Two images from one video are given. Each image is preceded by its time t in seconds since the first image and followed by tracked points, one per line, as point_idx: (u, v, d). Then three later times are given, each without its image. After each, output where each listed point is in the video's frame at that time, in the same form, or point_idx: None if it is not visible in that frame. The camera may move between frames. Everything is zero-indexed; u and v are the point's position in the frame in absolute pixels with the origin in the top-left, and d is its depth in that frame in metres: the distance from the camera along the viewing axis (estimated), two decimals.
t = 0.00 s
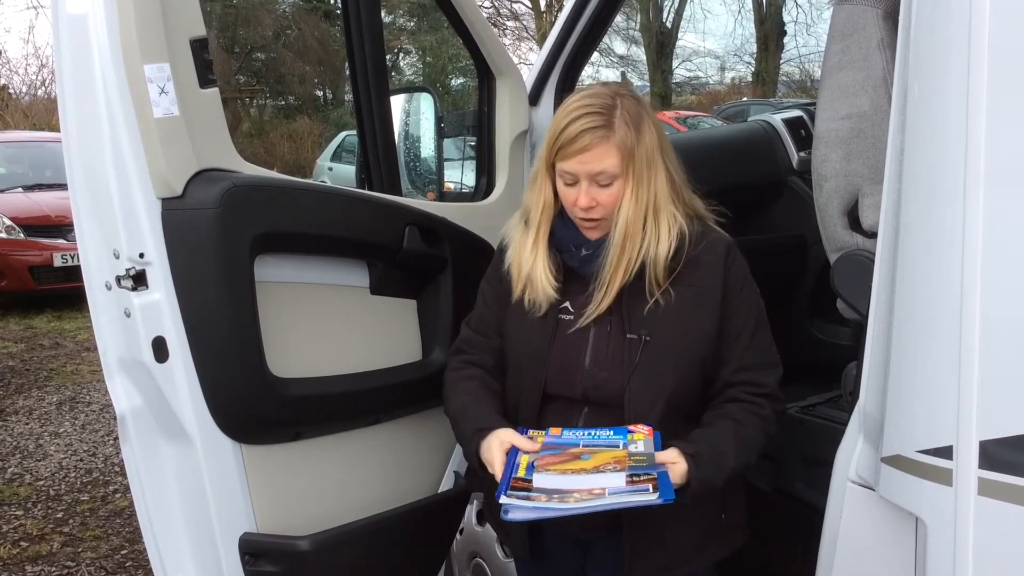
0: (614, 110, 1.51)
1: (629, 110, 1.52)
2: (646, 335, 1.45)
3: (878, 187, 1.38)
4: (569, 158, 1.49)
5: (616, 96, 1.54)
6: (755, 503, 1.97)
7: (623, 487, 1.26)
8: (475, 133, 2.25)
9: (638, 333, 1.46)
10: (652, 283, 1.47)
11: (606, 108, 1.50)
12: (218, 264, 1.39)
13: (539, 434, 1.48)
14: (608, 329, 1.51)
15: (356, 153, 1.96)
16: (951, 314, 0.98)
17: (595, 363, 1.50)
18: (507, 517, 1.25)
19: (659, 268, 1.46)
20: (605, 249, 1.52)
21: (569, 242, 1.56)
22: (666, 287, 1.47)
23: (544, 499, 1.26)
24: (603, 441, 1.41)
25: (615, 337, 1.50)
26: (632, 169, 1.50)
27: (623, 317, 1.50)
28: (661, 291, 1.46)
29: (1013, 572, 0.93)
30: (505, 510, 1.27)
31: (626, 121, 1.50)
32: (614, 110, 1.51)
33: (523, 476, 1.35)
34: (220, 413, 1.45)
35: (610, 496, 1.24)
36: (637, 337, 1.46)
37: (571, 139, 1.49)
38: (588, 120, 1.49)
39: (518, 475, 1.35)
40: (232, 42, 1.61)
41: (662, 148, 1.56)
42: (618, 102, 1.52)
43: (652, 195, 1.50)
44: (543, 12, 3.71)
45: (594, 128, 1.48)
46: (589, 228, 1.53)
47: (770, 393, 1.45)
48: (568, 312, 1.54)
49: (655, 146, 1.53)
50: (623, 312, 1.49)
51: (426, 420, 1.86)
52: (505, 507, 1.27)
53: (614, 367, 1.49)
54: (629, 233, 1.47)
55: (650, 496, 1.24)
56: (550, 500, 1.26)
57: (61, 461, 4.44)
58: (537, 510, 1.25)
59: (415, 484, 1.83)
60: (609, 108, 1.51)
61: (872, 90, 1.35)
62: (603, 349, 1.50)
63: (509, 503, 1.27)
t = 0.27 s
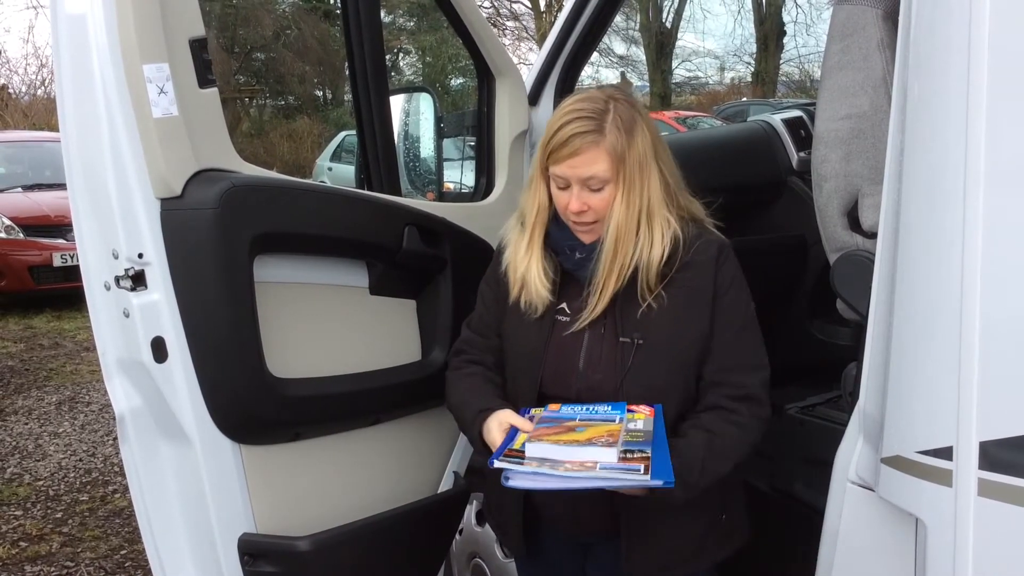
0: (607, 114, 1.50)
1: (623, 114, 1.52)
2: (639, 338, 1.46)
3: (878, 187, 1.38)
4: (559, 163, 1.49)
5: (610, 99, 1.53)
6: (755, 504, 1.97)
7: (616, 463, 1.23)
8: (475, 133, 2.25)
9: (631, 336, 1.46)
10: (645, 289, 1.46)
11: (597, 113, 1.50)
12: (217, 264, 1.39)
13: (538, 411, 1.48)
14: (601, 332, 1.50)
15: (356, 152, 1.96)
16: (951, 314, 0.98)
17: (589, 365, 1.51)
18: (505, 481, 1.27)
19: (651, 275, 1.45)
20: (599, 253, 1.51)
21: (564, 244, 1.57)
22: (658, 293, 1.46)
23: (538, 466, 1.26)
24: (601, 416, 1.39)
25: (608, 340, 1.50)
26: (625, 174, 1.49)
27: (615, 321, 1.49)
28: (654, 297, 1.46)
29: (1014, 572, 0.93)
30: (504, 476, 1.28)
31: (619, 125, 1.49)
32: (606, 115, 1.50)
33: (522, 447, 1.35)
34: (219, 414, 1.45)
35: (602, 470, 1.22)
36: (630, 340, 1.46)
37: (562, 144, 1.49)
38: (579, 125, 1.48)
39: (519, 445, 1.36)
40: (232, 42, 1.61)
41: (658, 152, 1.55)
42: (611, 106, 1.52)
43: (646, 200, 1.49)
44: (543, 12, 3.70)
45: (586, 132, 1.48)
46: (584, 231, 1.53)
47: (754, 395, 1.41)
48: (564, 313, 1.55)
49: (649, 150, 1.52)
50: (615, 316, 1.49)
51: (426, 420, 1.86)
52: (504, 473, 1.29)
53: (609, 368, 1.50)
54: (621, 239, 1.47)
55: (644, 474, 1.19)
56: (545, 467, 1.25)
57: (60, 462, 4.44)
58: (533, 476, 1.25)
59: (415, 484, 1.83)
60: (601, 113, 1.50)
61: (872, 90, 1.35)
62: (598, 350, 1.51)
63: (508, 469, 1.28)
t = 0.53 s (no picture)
0: (592, 124, 1.49)
1: (610, 126, 1.50)
2: (616, 346, 1.46)
3: (879, 187, 1.38)
4: (542, 173, 1.50)
5: (600, 109, 1.52)
6: (755, 504, 1.97)
7: (589, 482, 1.28)
8: (475, 133, 2.24)
9: (609, 343, 1.47)
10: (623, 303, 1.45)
11: (581, 125, 1.49)
12: (216, 263, 1.39)
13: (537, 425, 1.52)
14: (582, 337, 1.51)
15: (356, 152, 1.96)
16: (953, 314, 0.98)
17: (568, 371, 1.52)
18: (480, 480, 1.36)
19: (629, 289, 1.44)
20: (583, 262, 1.52)
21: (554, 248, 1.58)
22: (638, 306, 1.45)
23: (515, 472, 1.33)
24: (594, 436, 1.40)
25: (588, 348, 1.50)
26: (607, 185, 1.48)
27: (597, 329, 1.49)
28: (634, 310, 1.44)
29: (1014, 572, 0.92)
30: (482, 473, 1.38)
31: (603, 136, 1.48)
32: (590, 126, 1.49)
33: (507, 451, 1.41)
34: (219, 413, 1.45)
35: (576, 487, 1.27)
36: (608, 347, 1.46)
37: (544, 156, 1.49)
38: (561, 136, 1.48)
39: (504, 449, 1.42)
40: (232, 42, 1.61)
41: (647, 162, 1.53)
42: (598, 117, 1.50)
43: (629, 212, 1.48)
44: (543, 12, 3.70)
45: (570, 142, 1.47)
46: (572, 237, 1.54)
47: (715, 409, 1.39)
48: (554, 315, 1.56)
49: (635, 161, 1.50)
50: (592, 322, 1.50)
51: (427, 421, 1.86)
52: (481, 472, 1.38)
53: (586, 374, 1.50)
54: (600, 251, 1.46)
55: (614, 498, 1.23)
56: (522, 476, 1.32)
57: (60, 461, 4.44)
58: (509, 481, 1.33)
59: (415, 484, 1.83)
60: (585, 124, 1.49)
61: (873, 90, 1.34)
62: (579, 351, 1.52)
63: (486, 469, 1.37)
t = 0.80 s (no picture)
0: (573, 132, 1.52)
1: (594, 135, 1.52)
2: (608, 344, 1.46)
3: (880, 185, 1.38)
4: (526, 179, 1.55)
5: (587, 117, 1.54)
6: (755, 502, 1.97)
7: (577, 476, 1.30)
8: (474, 131, 2.25)
9: (600, 343, 1.47)
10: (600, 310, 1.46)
11: (564, 134, 1.52)
12: (216, 261, 1.39)
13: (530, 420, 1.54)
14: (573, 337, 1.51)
15: (356, 150, 1.96)
16: (953, 313, 0.98)
17: (561, 369, 1.52)
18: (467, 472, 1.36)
19: (602, 297, 1.45)
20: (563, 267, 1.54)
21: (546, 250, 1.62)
22: (614, 314, 1.46)
23: (505, 466, 1.35)
24: (586, 432, 1.43)
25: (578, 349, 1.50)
26: (586, 194, 1.50)
27: (586, 329, 1.50)
28: (611, 318, 1.45)
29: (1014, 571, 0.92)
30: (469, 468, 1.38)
31: (583, 144, 1.51)
32: (572, 135, 1.51)
33: (498, 445, 1.43)
34: (219, 411, 1.45)
35: (565, 482, 1.29)
36: (599, 345, 1.47)
37: (527, 163, 1.54)
38: (542, 145, 1.52)
39: (493, 444, 1.43)
40: (232, 40, 1.61)
41: (632, 169, 1.54)
42: (584, 125, 1.52)
43: (606, 220, 1.49)
44: (544, 10, 3.70)
45: (551, 150, 1.51)
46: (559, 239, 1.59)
47: (709, 408, 1.39)
48: (548, 317, 1.57)
49: (615, 170, 1.51)
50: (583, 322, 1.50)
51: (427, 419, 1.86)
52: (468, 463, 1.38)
53: (578, 372, 1.49)
54: (575, 258, 1.49)
55: (603, 490, 1.25)
56: (510, 470, 1.34)
57: (60, 459, 4.44)
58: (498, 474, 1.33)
59: (415, 482, 1.83)
60: (568, 133, 1.52)
61: (874, 88, 1.34)
62: (571, 356, 1.51)
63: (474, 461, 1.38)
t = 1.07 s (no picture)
0: (563, 131, 1.53)
1: (584, 134, 1.53)
2: (602, 339, 1.46)
3: (878, 184, 1.38)
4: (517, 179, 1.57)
5: (577, 117, 1.55)
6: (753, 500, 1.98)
7: (585, 483, 1.27)
8: (474, 129, 2.25)
9: (594, 338, 1.47)
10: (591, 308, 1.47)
11: (553, 133, 1.53)
12: (215, 259, 1.39)
13: (526, 421, 1.52)
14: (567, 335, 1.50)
15: (356, 148, 1.96)
16: (952, 311, 0.98)
17: (557, 365, 1.52)
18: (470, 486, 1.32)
19: (589, 296, 1.46)
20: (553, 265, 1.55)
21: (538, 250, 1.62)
22: (602, 311, 1.46)
23: (510, 478, 1.31)
24: (586, 433, 1.41)
25: (572, 346, 1.50)
26: (575, 193, 1.51)
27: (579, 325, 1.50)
28: (600, 317, 1.46)
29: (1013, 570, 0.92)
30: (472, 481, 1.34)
31: (572, 143, 1.52)
32: (561, 134, 1.53)
33: (499, 453, 1.40)
34: (218, 409, 1.45)
35: (572, 489, 1.26)
36: (593, 340, 1.47)
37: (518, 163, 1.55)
38: (532, 144, 1.54)
39: (494, 453, 1.40)
40: (232, 38, 1.61)
41: (621, 168, 1.55)
42: (573, 124, 1.54)
43: (595, 219, 1.50)
44: (543, 8, 3.70)
45: (540, 146, 1.53)
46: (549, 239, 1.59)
47: (707, 401, 1.39)
48: (541, 317, 1.57)
49: (604, 168, 1.52)
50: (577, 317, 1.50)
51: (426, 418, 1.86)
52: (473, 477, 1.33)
53: (573, 369, 1.49)
54: (564, 257, 1.50)
55: (612, 497, 1.23)
56: (515, 481, 1.30)
57: (60, 457, 4.44)
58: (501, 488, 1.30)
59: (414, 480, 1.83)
60: (558, 132, 1.53)
61: (873, 87, 1.34)
62: (566, 353, 1.51)
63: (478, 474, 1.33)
